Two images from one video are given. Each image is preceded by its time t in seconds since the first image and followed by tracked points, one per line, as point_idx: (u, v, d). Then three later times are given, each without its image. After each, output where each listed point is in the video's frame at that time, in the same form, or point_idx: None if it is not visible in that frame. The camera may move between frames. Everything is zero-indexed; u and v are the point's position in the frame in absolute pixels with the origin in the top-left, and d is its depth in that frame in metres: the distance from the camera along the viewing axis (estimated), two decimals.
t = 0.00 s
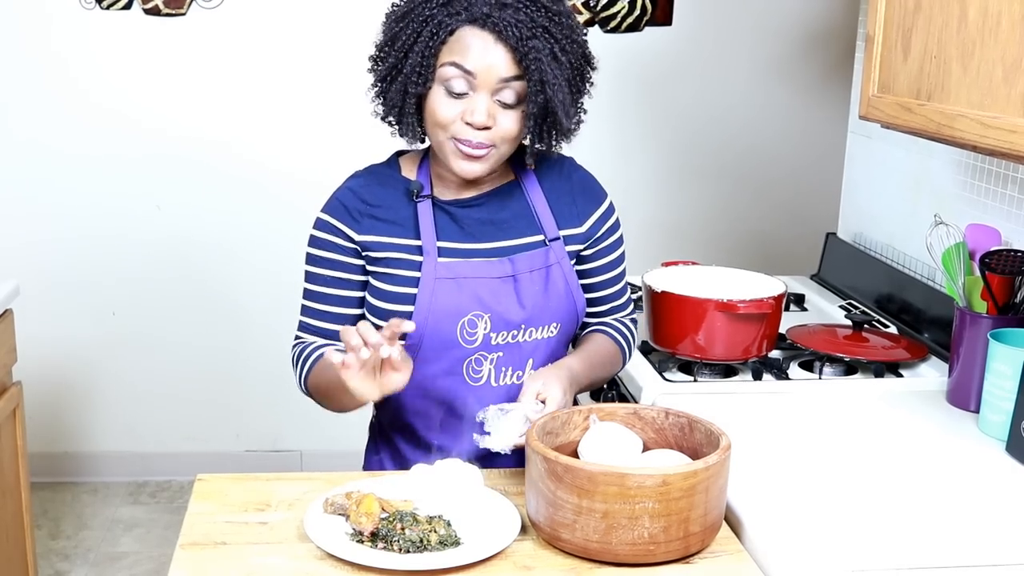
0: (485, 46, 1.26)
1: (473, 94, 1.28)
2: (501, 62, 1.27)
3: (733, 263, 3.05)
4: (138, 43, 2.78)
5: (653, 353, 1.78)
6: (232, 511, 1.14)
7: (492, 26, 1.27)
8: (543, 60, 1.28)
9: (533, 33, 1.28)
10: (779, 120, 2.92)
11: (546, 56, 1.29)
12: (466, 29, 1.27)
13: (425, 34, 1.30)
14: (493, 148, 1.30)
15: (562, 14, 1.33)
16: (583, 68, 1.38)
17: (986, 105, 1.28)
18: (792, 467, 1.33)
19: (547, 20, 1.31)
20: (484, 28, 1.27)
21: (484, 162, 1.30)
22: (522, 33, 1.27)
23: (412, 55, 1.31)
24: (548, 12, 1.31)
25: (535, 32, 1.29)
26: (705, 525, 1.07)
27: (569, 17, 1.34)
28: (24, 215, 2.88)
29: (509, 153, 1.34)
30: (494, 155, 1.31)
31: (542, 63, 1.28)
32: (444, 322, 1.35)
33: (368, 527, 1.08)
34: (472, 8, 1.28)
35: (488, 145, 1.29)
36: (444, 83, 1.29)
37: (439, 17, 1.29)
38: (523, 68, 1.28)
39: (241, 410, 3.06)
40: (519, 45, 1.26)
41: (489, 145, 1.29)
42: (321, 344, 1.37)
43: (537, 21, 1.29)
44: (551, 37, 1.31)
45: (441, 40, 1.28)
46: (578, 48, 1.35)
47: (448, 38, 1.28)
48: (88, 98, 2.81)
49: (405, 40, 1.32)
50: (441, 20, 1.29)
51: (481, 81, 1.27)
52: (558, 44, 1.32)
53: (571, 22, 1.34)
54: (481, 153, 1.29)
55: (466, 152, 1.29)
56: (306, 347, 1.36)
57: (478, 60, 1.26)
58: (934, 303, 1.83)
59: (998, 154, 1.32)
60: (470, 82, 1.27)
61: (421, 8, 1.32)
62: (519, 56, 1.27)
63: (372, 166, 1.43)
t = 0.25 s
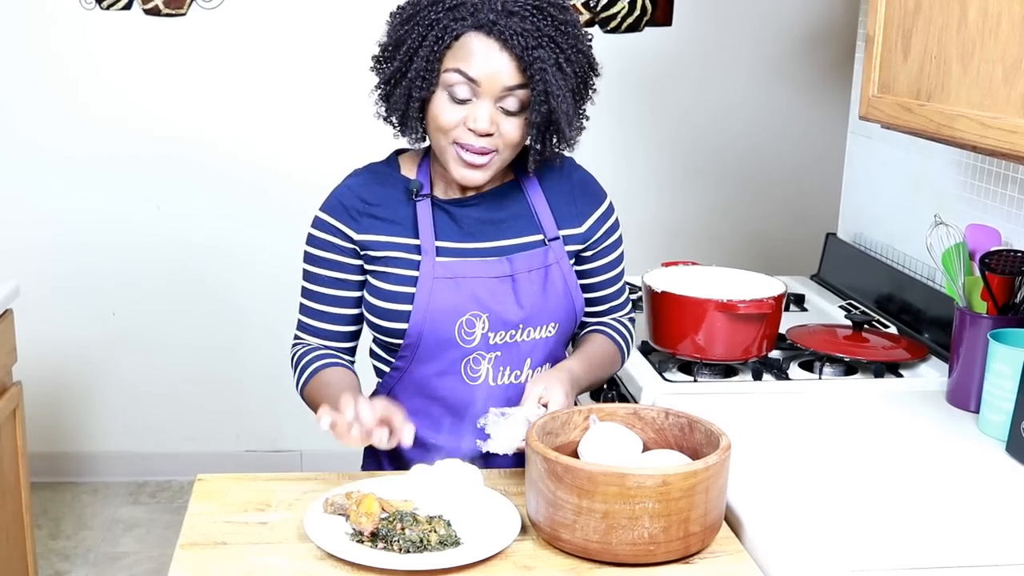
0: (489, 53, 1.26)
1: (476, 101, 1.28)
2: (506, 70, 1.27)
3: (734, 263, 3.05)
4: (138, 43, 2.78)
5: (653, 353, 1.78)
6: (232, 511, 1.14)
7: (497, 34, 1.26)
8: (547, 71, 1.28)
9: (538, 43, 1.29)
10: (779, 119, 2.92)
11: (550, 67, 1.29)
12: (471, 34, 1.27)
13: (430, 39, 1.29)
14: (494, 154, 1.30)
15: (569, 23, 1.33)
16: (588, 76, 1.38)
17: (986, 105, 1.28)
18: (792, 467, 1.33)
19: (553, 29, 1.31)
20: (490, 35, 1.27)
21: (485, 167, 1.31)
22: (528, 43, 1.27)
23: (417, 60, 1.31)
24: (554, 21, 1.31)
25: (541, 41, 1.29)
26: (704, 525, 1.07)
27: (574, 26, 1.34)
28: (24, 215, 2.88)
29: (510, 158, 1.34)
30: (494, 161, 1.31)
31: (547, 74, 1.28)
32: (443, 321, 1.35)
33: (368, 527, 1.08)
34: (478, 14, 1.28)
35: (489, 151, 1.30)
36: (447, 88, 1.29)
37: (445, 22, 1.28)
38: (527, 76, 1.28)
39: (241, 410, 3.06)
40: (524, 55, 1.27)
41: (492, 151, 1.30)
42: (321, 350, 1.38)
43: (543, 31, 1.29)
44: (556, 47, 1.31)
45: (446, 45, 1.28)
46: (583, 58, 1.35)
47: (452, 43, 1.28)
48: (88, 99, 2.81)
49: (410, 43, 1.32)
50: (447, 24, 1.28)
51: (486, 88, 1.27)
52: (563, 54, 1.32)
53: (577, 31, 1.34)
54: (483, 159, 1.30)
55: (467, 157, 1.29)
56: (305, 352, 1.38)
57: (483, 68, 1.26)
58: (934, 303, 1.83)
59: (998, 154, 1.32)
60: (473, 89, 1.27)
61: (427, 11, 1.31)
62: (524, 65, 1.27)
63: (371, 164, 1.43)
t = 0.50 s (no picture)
0: (486, 53, 1.26)
1: (475, 102, 1.28)
2: (504, 70, 1.26)
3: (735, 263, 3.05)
4: (139, 42, 2.78)
5: (654, 353, 1.78)
6: (233, 510, 1.14)
7: (494, 34, 1.26)
8: (545, 69, 1.28)
9: (535, 41, 1.28)
10: (780, 119, 2.92)
11: (548, 64, 1.29)
12: (468, 35, 1.27)
13: (426, 41, 1.29)
14: (495, 154, 1.30)
15: (565, 20, 1.32)
16: (586, 70, 1.38)
17: (988, 104, 1.28)
18: (793, 467, 1.33)
19: (550, 27, 1.31)
20: (487, 36, 1.27)
21: (486, 167, 1.31)
22: (524, 42, 1.27)
23: (415, 62, 1.31)
24: (550, 19, 1.31)
25: (538, 39, 1.29)
26: (705, 525, 1.07)
27: (570, 23, 1.34)
28: (25, 214, 2.88)
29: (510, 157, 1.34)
30: (495, 161, 1.31)
31: (545, 72, 1.28)
32: (443, 322, 1.34)
33: (368, 526, 1.08)
34: (474, 14, 1.27)
35: (490, 151, 1.29)
36: (446, 90, 1.29)
37: (441, 23, 1.28)
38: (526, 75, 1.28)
39: (242, 409, 3.06)
40: (522, 54, 1.26)
41: (493, 151, 1.30)
42: (323, 348, 1.40)
43: (540, 29, 1.29)
44: (553, 44, 1.31)
45: (442, 47, 1.28)
46: (580, 55, 1.35)
47: (449, 44, 1.28)
48: (89, 98, 2.82)
49: (407, 46, 1.32)
50: (443, 26, 1.28)
51: (484, 89, 1.27)
52: (560, 51, 1.32)
53: (574, 27, 1.34)
54: (485, 159, 1.30)
55: (468, 158, 1.29)
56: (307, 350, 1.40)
57: (481, 68, 1.26)
58: (936, 303, 1.83)
59: (999, 154, 1.32)
60: (472, 89, 1.27)
61: (423, 14, 1.31)
62: (522, 64, 1.27)
63: (373, 164, 1.43)
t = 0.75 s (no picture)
0: (479, 47, 1.26)
1: (470, 97, 1.27)
2: (497, 64, 1.26)
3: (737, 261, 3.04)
4: (139, 39, 2.77)
5: (655, 351, 1.78)
6: (234, 508, 1.13)
7: (486, 28, 1.26)
8: (538, 61, 1.27)
9: (528, 34, 1.28)
10: (782, 117, 2.92)
11: (541, 57, 1.28)
12: (460, 30, 1.27)
13: (419, 38, 1.30)
14: (492, 149, 1.30)
15: (557, 13, 1.32)
16: (583, 62, 1.37)
17: (990, 102, 1.28)
18: (795, 465, 1.33)
19: (542, 20, 1.30)
20: (479, 30, 1.26)
21: (484, 163, 1.30)
22: (516, 35, 1.26)
23: (408, 59, 1.31)
24: (543, 12, 1.31)
25: (531, 32, 1.28)
26: (707, 523, 1.07)
27: (563, 15, 1.33)
28: (25, 211, 2.88)
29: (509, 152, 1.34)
30: (493, 156, 1.30)
31: (538, 64, 1.27)
32: (442, 319, 1.34)
33: (369, 525, 1.07)
34: (466, 9, 1.27)
35: (487, 146, 1.29)
36: (441, 86, 1.28)
37: (434, 20, 1.28)
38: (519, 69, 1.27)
39: (243, 407, 3.06)
40: (514, 47, 1.26)
41: (490, 146, 1.29)
42: (322, 343, 1.40)
43: (532, 22, 1.29)
44: (547, 37, 1.30)
45: (436, 43, 1.28)
46: (575, 46, 1.34)
47: (443, 40, 1.28)
48: (89, 95, 2.81)
49: (400, 43, 1.32)
50: (436, 22, 1.28)
51: (478, 83, 1.26)
52: (553, 43, 1.31)
53: (567, 19, 1.33)
54: (482, 154, 1.29)
55: (465, 154, 1.29)
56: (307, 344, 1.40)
57: (474, 63, 1.26)
58: (938, 301, 1.82)
59: (1001, 152, 1.32)
60: (466, 85, 1.27)
61: (416, 11, 1.31)
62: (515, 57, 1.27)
63: (373, 162, 1.43)
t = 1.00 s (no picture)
0: (474, 42, 1.25)
1: (466, 92, 1.27)
2: (492, 59, 1.25)
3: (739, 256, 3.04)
4: (139, 34, 2.77)
5: (658, 346, 1.77)
6: (234, 505, 1.13)
7: (480, 23, 1.25)
8: (532, 56, 1.26)
9: (522, 28, 1.27)
10: (784, 111, 2.91)
11: (535, 51, 1.27)
12: (456, 25, 1.26)
13: (416, 32, 1.30)
14: (489, 145, 1.29)
15: (553, 7, 1.31)
16: (582, 57, 1.36)
17: (994, 98, 1.27)
18: (798, 462, 1.32)
19: (538, 14, 1.29)
20: (474, 25, 1.26)
21: (482, 159, 1.29)
22: (511, 29, 1.25)
23: (404, 54, 1.32)
24: (539, 6, 1.30)
25: (526, 26, 1.27)
26: (709, 521, 1.06)
27: (560, 9, 1.32)
28: (26, 206, 2.88)
29: (509, 148, 1.33)
30: (491, 152, 1.30)
31: (532, 59, 1.26)
32: (443, 315, 1.34)
33: (370, 523, 1.07)
34: (461, 4, 1.27)
35: (484, 142, 1.28)
36: (437, 81, 1.28)
37: (429, 14, 1.28)
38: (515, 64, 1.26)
39: (244, 402, 3.06)
40: (508, 41, 1.25)
41: (487, 141, 1.28)
42: (320, 338, 1.39)
43: (527, 16, 1.28)
44: (542, 31, 1.29)
45: (432, 38, 1.28)
46: (572, 40, 1.33)
47: (439, 34, 1.28)
48: (90, 90, 2.81)
49: (397, 38, 1.32)
50: (432, 17, 1.28)
51: (473, 78, 1.26)
52: (549, 37, 1.30)
53: (564, 13, 1.32)
54: (479, 150, 1.28)
55: (462, 150, 1.28)
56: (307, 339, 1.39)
57: (469, 58, 1.25)
58: (940, 297, 1.82)
59: (1005, 147, 1.31)
60: (462, 80, 1.26)
61: (412, 5, 1.31)
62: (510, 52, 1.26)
63: (375, 158, 1.42)
